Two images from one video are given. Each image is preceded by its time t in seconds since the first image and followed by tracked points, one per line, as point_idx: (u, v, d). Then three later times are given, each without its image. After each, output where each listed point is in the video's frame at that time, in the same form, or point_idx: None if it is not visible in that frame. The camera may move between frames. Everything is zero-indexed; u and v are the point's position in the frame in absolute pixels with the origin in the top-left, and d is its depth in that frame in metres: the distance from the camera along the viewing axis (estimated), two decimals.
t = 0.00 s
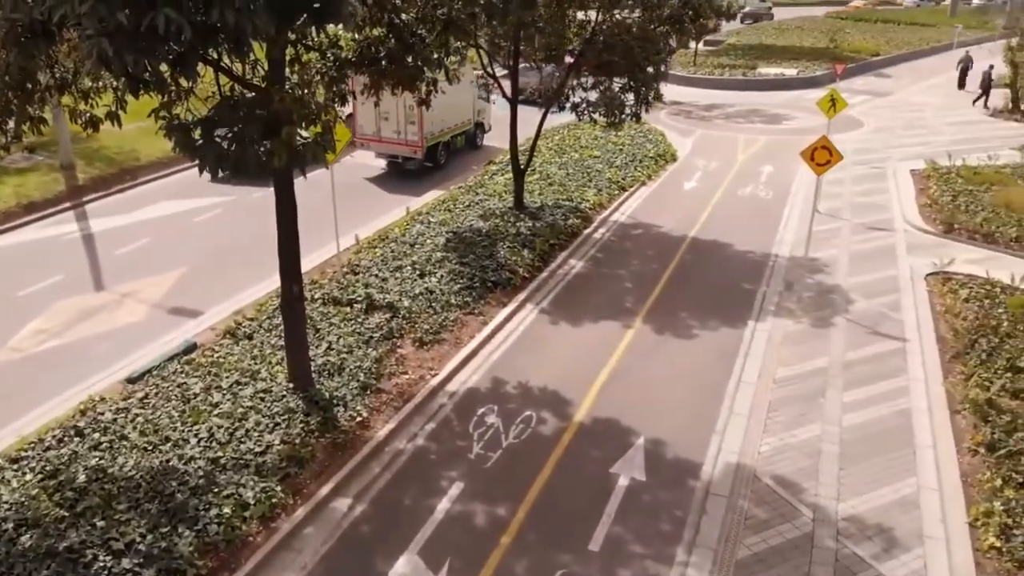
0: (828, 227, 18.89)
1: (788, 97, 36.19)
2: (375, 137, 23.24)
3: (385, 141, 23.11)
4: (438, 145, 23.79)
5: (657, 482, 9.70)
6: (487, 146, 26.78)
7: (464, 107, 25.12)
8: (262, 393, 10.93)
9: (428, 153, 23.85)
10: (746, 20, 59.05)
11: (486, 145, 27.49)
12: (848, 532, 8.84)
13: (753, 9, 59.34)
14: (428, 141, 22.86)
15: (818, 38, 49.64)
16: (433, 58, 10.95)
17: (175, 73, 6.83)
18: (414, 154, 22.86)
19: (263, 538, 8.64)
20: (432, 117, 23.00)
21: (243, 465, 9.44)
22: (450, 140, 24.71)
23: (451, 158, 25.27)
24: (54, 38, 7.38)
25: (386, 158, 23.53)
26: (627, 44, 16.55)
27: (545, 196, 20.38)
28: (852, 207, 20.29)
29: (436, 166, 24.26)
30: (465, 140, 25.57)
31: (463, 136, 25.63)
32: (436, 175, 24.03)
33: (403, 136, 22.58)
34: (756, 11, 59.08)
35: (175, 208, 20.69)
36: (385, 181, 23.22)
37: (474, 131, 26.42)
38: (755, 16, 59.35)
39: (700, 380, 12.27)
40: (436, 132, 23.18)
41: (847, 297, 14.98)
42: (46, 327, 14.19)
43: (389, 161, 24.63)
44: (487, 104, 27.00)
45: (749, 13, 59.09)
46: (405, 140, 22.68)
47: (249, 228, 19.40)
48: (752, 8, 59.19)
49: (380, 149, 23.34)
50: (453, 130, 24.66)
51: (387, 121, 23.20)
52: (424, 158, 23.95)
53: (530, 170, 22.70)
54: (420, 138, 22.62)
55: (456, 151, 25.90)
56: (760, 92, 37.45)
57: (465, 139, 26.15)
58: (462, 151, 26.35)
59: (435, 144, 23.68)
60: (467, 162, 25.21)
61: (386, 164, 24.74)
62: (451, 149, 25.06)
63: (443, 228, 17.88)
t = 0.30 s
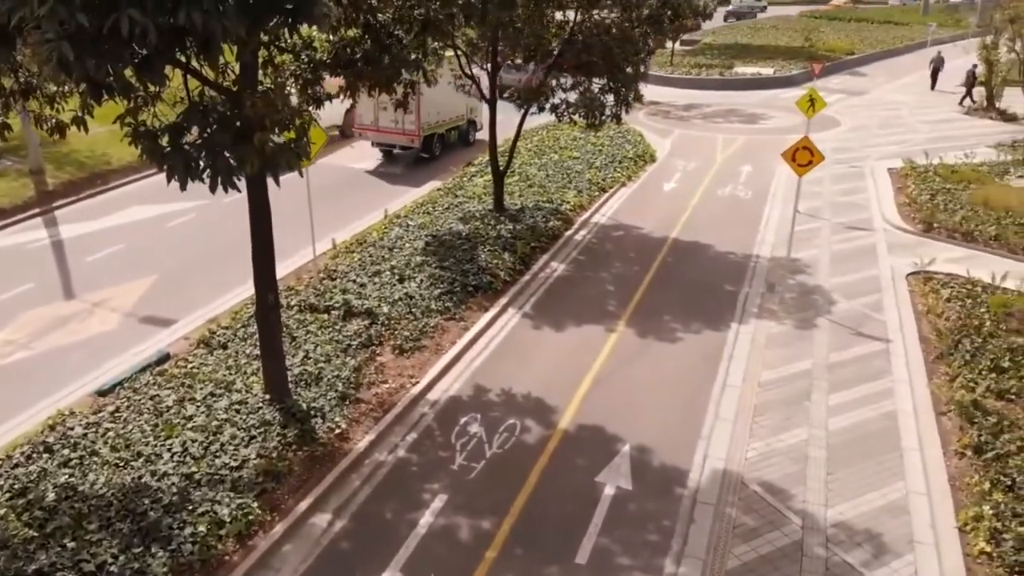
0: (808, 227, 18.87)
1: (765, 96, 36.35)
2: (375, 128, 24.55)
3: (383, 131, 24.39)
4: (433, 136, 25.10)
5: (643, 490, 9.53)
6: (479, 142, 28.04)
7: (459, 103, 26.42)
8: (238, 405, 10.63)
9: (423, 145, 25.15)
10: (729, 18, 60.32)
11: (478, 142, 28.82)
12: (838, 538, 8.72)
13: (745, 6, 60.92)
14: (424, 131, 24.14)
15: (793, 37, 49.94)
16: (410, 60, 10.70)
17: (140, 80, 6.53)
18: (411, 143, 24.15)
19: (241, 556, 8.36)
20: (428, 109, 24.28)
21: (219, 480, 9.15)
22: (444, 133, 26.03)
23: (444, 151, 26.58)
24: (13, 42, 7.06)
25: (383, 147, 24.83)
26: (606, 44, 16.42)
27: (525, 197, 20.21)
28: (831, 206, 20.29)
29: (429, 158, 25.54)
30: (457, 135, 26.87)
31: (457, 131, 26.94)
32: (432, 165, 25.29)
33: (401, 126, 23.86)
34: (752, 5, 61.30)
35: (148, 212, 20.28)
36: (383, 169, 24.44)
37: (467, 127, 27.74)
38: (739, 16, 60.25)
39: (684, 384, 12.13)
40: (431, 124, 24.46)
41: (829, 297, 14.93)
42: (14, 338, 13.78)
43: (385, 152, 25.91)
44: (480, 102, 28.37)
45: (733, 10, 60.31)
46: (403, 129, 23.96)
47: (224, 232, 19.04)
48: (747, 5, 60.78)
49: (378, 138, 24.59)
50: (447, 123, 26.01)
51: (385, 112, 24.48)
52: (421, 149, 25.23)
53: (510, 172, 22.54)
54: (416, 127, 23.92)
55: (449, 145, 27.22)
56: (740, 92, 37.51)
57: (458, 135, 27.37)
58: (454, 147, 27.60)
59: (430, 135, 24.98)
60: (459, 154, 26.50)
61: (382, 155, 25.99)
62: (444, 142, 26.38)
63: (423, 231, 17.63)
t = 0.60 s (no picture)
0: (789, 228, 18.81)
1: (743, 96, 36.43)
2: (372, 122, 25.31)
3: (379, 126, 25.12)
4: (427, 131, 25.85)
5: (631, 501, 9.33)
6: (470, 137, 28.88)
7: (452, 99, 27.23)
8: (212, 420, 10.31)
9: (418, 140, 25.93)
10: (714, 17, 61.07)
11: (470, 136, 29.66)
12: (828, 548, 8.57)
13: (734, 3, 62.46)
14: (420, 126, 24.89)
15: (769, 36, 50.19)
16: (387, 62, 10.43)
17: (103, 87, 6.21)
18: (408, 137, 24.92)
19: None
20: (423, 104, 25.04)
21: (193, 498, 8.83)
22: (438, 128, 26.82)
23: (438, 145, 27.35)
24: None
25: (379, 142, 25.55)
26: (586, 45, 16.24)
27: (506, 200, 19.98)
28: (811, 207, 20.24)
29: (424, 152, 26.31)
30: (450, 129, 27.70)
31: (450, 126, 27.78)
32: (426, 158, 25.97)
33: (397, 120, 24.59)
34: (747, 4, 63.63)
35: (119, 219, 19.82)
36: (378, 163, 25.11)
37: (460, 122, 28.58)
38: (724, 15, 60.94)
39: (670, 390, 11.96)
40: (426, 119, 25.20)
41: (812, 299, 14.83)
42: None
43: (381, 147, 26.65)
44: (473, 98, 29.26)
45: (717, 9, 60.96)
46: (400, 124, 24.72)
47: (198, 238, 18.65)
48: (734, 5, 61.90)
49: (375, 132, 25.31)
50: (441, 119, 26.79)
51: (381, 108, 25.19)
52: (415, 143, 25.92)
53: (489, 174, 22.31)
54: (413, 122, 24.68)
55: (442, 139, 28.00)
56: (718, 92, 37.54)
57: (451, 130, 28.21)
58: (447, 141, 28.42)
59: (426, 130, 25.77)
60: (452, 148, 27.29)
61: (377, 150, 26.68)
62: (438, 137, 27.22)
63: (401, 235, 17.35)
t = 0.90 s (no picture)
0: (771, 229, 18.70)
1: (722, 96, 36.47)
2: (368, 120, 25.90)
3: (375, 123, 25.72)
4: (422, 128, 26.49)
5: (618, 515, 9.11)
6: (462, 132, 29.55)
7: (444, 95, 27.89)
8: (184, 437, 9.94)
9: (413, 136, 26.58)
10: (698, 16, 61.42)
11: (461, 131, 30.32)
12: (820, 561, 8.39)
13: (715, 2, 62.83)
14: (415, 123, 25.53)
15: (746, 36, 50.37)
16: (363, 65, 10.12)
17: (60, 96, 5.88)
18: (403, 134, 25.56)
19: None
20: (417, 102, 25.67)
21: (165, 520, 8.48)
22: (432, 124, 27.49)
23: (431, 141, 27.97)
24: None
25: (374, 138, 26.17)
26: (565, 47, 16.01)
27: (485, 204, 19.71)
28: (792, 207, 20.16)
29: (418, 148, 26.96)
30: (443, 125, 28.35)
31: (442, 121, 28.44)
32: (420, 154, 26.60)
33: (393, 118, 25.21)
34: (729, 3, 63.94)
35: (89, 225, 19.31)
36: (373, 158, 25.70)
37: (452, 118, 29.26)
38: (708, 14, 61.42)
39: (656, 398, 11.75)
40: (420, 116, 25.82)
41: (796, 302, 14.70)
42: None
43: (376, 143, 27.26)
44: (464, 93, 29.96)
45: (702, 8, 61.35)
46: (396, 122, 25.36)
47: (171, 244, 18.21)
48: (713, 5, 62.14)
49: (370, 130, 25.90)
50: (434, 116, 27.43)
51: (376, 106, 25.78)
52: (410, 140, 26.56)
53: (468, 177, 22.03)
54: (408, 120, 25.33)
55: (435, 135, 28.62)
56: (696, 92, 37.52)
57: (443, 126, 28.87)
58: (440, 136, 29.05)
59: (420, 126, 26.43)
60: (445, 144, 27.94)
61: (372, 146, 27.29)
62: (432, 132, 27.87)
63: (379, 241, 17.01)
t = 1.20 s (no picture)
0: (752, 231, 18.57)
1: (701, 96, 36.52)
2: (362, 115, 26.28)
3: (368, 118, 26.09)
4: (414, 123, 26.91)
5: (605, 531, 8.85)
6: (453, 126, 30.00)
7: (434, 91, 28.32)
8: (154, 456, 9.55)
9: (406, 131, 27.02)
10: (681, 15, 61.76)
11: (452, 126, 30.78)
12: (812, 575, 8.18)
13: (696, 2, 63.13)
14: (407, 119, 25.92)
15: (725, 35, 50.59)
16: (337, 68, 9.78)
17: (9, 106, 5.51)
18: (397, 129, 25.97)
19: None
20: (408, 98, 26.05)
21: (134, 545, 8.10)
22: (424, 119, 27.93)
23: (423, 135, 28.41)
24: None
25: (368, 133, 26.54)
26: (544, 48, 15.76)
27: (465, 207, 19.42)
28: (773, 208, 20.07)
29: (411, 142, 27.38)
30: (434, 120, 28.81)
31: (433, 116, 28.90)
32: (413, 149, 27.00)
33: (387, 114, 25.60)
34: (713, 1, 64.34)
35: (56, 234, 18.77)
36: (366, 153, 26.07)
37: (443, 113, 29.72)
38: (692, 13, 61.85)
39: (641, 406, 11.51)
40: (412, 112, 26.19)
41: (779, 305, 14.55)
42: None
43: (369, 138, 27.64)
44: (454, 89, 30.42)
45: (685, 7, 61.72)
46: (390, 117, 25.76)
47: (141, 253, 17.74)
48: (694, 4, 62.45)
49: (364, 125, 26.28)
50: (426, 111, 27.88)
51: (370, 101, 26.15)
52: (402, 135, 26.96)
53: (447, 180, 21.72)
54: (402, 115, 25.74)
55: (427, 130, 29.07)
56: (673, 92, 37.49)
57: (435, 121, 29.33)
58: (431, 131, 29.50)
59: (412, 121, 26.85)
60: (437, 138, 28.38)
61: (365, 141, 27.69)
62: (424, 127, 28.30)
63: (355, 247, 16.66)
